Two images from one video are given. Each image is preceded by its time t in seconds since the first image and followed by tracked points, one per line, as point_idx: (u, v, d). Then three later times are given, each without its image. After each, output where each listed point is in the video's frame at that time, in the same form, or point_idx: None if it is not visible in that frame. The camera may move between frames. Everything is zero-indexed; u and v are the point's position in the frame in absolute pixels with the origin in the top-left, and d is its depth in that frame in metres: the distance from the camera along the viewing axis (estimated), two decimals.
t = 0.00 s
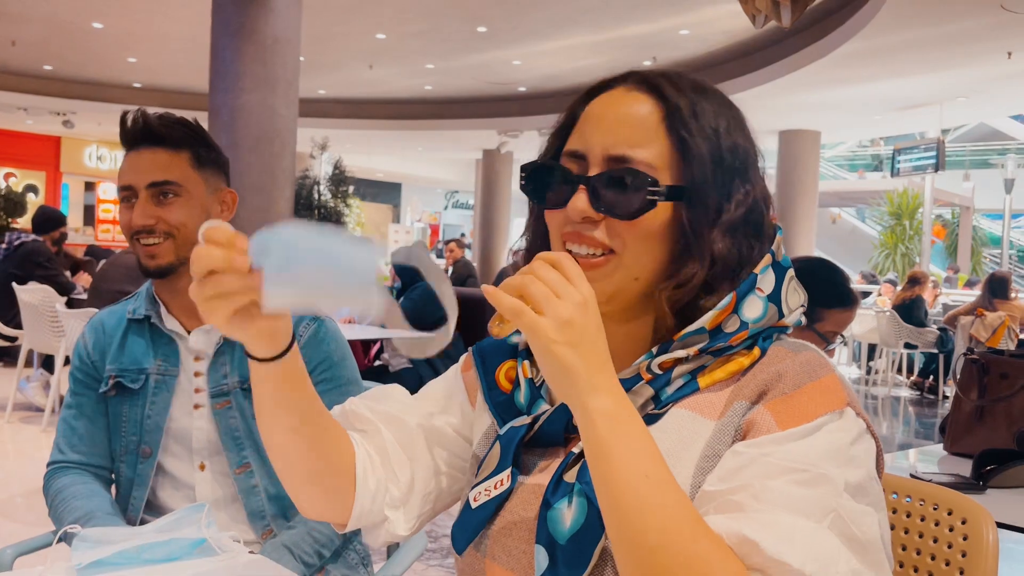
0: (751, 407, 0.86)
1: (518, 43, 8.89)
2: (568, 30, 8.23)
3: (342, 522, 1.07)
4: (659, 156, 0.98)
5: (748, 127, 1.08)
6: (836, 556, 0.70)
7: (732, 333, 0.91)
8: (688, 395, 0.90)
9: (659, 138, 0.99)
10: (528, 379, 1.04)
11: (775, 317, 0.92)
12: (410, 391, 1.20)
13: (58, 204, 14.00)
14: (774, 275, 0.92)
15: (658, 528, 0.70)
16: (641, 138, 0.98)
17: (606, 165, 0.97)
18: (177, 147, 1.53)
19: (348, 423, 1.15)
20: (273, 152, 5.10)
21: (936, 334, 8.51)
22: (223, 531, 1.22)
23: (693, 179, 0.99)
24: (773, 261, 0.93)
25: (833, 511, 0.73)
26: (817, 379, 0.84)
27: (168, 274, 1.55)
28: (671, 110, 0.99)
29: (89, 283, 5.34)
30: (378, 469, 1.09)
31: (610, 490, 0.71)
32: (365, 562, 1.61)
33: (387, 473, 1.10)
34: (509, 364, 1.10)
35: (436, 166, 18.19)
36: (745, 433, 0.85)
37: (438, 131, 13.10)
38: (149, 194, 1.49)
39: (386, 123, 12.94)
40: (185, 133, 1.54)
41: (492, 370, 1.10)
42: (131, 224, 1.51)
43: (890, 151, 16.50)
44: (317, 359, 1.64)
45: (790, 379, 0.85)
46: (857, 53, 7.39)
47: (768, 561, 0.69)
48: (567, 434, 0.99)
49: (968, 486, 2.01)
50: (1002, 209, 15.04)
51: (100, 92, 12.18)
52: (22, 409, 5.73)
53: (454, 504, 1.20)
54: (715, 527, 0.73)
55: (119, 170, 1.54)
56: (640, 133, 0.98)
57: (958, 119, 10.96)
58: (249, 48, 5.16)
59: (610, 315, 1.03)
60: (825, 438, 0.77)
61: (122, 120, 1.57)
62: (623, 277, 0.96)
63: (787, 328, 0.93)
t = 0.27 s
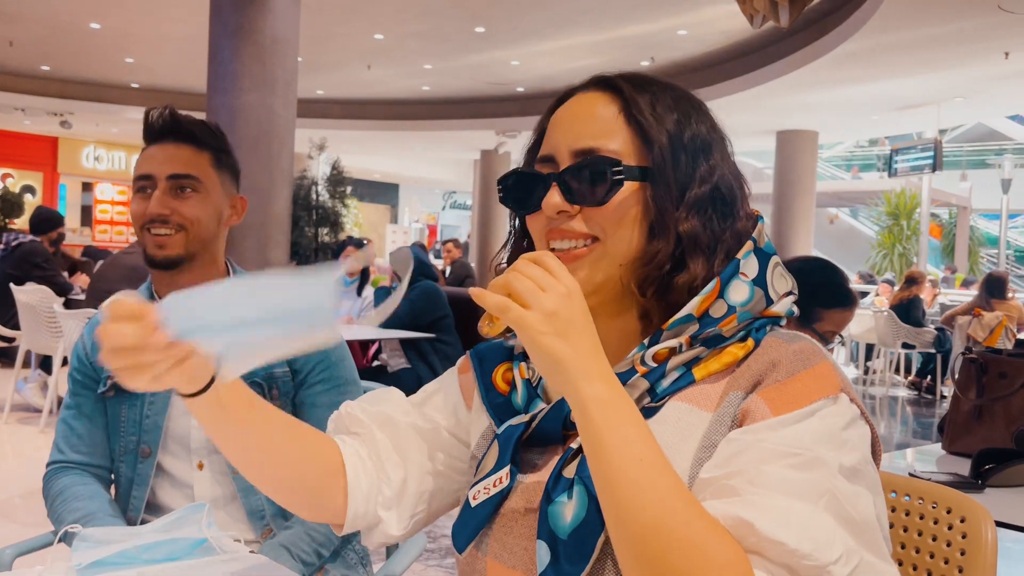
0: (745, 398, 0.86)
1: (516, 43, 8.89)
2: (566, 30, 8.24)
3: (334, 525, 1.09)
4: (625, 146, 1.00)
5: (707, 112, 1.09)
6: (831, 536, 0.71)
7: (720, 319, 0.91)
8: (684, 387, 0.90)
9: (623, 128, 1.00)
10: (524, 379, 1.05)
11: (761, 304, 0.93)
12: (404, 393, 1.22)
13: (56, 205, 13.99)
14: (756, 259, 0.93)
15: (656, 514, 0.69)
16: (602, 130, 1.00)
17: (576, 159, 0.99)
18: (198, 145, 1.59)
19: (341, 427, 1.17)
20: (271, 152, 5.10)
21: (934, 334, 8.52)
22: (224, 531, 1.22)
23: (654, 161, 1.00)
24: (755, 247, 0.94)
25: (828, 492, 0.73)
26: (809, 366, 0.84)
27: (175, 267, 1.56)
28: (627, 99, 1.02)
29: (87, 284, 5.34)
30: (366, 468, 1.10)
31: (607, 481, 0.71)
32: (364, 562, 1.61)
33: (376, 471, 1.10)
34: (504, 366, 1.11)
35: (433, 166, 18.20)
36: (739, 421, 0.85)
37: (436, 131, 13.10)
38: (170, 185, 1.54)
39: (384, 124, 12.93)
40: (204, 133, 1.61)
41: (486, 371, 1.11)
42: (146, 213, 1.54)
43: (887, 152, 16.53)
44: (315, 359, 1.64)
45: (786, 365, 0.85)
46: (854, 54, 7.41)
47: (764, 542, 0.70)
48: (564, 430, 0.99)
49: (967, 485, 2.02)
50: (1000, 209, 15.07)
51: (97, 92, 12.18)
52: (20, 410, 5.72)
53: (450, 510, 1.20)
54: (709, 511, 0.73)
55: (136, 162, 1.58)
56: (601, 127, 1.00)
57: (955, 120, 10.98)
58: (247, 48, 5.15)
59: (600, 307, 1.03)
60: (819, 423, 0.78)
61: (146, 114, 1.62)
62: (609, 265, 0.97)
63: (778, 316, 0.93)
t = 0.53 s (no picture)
0: (739, 400, 0.85)
1: (514, 44, 8.90)
2: (563, 31, 8.25)
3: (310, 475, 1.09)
4: (683, 150, 1.00)
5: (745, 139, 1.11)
6: (824, 548, 0.71)
7: (716, 325, 0.91)
8: (675, 387, 0.90)
9: (683, 133, 1.01)
10: (520, 372, 1.04)
11: (760, 312, 0.92)
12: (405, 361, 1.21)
13: (53, 205, 13.97)
14: (754, 272, 0.93)
15: (656, 523, 0.68)
16: (668, 129, 0.99)
17: (636, 154, 0.98)
18: (214, 148, 1.60)
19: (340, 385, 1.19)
20: (269, 153, 5.11)
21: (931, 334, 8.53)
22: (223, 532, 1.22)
23: (716, 176, 1.02)
24: (756, 261, 0.94)
25: (823, 502, 0.73)
26: (806, 371, 0.84)
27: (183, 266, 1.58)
28: (693, 107, 1.02)
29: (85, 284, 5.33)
30: (350, 423, 1.11)
31: (609, 484, 0.70)
32: (362, 563, 1.61)
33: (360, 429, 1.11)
34: (499, 359, 1.11)
35: (431, 167, 18.20)
36: (733, 424, 0.85)
37: (434, 131, 13.10)
38: (185, 186, 1.56)
39: (382, 124, 12.94)
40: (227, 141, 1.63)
41: (480, 361, 1.11)
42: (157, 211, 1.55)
43: (885, 152, 16.55)
44: (313, 359, 1.64)
45: (781, 369, 0.85)
46: (851, 54, 7.42)
47: (761, 553, 0.69)
48: (554, 426, 0.98)
49: (964, 485, 2.02)
50: (997, 209, 15.08)
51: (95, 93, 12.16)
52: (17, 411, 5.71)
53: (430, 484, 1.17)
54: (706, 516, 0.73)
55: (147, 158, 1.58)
56: (661, 125, 0.99)
57: (953, 120, 11.00)
58: (246, 49, 5.14)
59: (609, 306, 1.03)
60: (815, 429, 0.78)
61: (160, 110, 1.58)
62: (643, 268, 0.98)
63: (773, 321, 0.93)
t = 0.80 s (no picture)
0: (742, 405, 0.86)
1: (512, 44, 8.90)
2: (562, 31, 8.25)
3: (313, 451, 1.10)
4: (691, 153, 1.00)
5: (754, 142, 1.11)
6: (823, 555, 0.70)
7: (720, 329, 0.91)
8: (678, 390, 0.90)
9: (692, 136, 1.00)
10: (524, 371, 1.04)
11: (766, 317, 0.92)
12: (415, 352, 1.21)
13: (51, 205, 13.95)
14: (762, 277, 0.93)
15: (658, 528, 0.68)
16: (674, 132, 0.99)
17: (642, 156, 0.98)
18: (220, 151, 1.59)
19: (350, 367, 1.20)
20: (266, 152, 5.10)
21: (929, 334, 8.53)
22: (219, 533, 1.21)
23: (723, 181, 1.02)
24: (763, 266, 0.94)
25: (822, 508, 0.72)
26: (808, 377, 0.84)
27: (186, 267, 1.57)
28: (703, 110, 1.02)
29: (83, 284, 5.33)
30: (356, 402, 1.12)
31: (610, 488, 0.70)
32: (359, 564, 1.61)
33: (365, 413, 1.12)
34: (505, 355, 1.10)
35: (430, 167, 18.20)
36: (734, 428, 0.85)
37: (433, 131, 13.10)
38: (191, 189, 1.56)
39: (380, 124, 12.92)
40: (230, 143, 1.63)
41: (485, 356, 1.10)
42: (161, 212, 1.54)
43: (883, 152, 16.57)
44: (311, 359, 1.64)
45: (783, 374, 0.85)
46: (850, 54, 7.43)
47: (759, 558, 0.69)
48: (556, 426, 0.98)
49: (961, 486, 2.02)
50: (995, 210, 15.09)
51: (93, 92, 12.14)
52: (15, 410, 5.71)
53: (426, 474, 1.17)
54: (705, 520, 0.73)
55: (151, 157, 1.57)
56: (670, 128, 0.99)
57: (951, 120, 11.00)
58: (244, 48, 5.10)
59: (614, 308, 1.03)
60: (815, 435, 0.78)
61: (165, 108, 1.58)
62: (647, 270, 0.98)
63: (777, 325, 0.93)
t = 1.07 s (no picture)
0: (745, 404, 0.86)
1: (511, 44, 8.91)
2: (561, 31, 8.25)
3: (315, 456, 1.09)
4: (693, 151, 1.00)
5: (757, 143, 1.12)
6: (828, 554, 0.70)
7: (724, 328, 0.91)
8: (681, 389, 0.91)
9: (694, 134, 1.00)
10: (526, 370, 1.04)
11: (769, 316, 0.92)
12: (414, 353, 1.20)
13: (50, 204, 13.95)
14: (765, 275, 0.93)
15: (664, 523, 0.68)
16: (675, 130, 0.99)
17: (645, 155, 0.98)
18: (215, 150, 1.59)
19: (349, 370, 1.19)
20: (266, 152, 5.10)
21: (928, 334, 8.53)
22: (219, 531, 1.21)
23: (725, 179, 1.02)
24: (766, 265, 0.94)
25: (826, 508, 0.73)
26: (812, 376, 0.84)
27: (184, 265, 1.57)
28: (704, 108, 1.02)
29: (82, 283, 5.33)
30: (357, 407, 1.11)
31: (615, 486, 0.70)
32: (358, 563, 1.61)
33: (366, 416, 1.12)
34: (506, 354, 1.10)
35: (429, 166, 18.20)
36: (738, 428, 0.85)
37: (432, 131, 13.10)
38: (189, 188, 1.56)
39: (379, 123, 12.92)
40: (225, 140, 1.63)
41: (486, 356, 1.10)
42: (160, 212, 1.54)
43: (882, 152, 16.58)
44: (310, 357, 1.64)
45: (786, 374, 0.85)
46: (849, 55, 7.43)
47: (764, 558, 0.69)
48: (559, 425, 0.98)
49: (960, 485, 2.02)
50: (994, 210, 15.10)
51: (92, 91, 12.14)
52: (13, 409, 5.71)
53: (431, 475, 1.17)
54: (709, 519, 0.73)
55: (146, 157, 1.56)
56: (672, 126, 0.99)
57: (950, 121, 11.01)
58: (243, 47, 5.11)
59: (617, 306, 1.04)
60: (819, 435, 0.77)
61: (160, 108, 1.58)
62: (650, 268, 0.98)
63: (779, 325, 0.93)
